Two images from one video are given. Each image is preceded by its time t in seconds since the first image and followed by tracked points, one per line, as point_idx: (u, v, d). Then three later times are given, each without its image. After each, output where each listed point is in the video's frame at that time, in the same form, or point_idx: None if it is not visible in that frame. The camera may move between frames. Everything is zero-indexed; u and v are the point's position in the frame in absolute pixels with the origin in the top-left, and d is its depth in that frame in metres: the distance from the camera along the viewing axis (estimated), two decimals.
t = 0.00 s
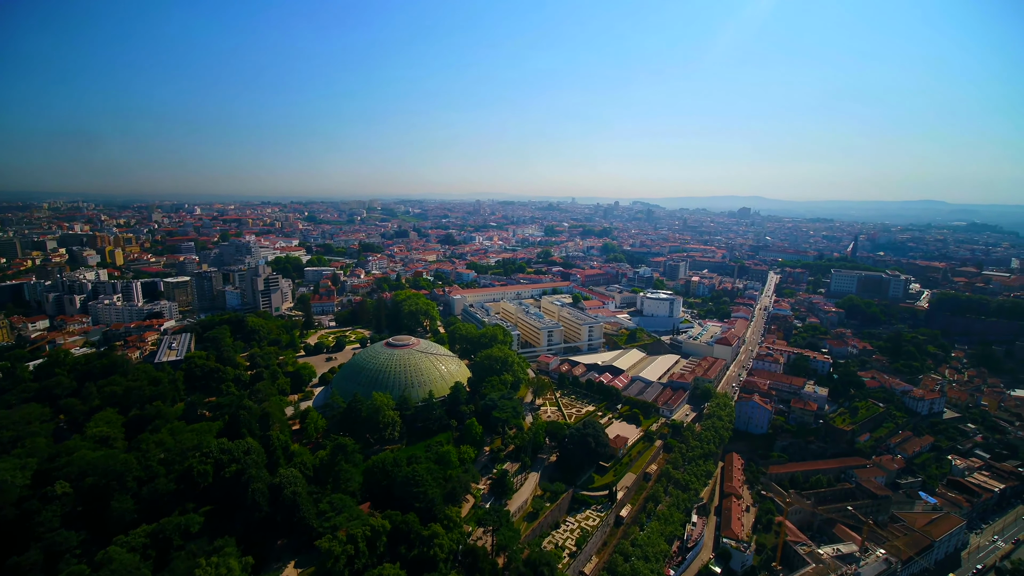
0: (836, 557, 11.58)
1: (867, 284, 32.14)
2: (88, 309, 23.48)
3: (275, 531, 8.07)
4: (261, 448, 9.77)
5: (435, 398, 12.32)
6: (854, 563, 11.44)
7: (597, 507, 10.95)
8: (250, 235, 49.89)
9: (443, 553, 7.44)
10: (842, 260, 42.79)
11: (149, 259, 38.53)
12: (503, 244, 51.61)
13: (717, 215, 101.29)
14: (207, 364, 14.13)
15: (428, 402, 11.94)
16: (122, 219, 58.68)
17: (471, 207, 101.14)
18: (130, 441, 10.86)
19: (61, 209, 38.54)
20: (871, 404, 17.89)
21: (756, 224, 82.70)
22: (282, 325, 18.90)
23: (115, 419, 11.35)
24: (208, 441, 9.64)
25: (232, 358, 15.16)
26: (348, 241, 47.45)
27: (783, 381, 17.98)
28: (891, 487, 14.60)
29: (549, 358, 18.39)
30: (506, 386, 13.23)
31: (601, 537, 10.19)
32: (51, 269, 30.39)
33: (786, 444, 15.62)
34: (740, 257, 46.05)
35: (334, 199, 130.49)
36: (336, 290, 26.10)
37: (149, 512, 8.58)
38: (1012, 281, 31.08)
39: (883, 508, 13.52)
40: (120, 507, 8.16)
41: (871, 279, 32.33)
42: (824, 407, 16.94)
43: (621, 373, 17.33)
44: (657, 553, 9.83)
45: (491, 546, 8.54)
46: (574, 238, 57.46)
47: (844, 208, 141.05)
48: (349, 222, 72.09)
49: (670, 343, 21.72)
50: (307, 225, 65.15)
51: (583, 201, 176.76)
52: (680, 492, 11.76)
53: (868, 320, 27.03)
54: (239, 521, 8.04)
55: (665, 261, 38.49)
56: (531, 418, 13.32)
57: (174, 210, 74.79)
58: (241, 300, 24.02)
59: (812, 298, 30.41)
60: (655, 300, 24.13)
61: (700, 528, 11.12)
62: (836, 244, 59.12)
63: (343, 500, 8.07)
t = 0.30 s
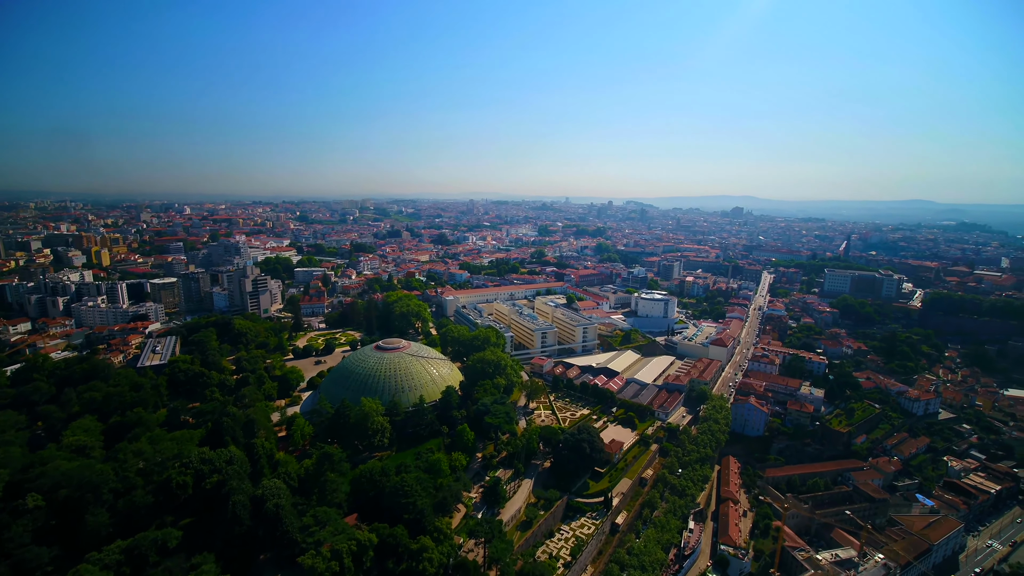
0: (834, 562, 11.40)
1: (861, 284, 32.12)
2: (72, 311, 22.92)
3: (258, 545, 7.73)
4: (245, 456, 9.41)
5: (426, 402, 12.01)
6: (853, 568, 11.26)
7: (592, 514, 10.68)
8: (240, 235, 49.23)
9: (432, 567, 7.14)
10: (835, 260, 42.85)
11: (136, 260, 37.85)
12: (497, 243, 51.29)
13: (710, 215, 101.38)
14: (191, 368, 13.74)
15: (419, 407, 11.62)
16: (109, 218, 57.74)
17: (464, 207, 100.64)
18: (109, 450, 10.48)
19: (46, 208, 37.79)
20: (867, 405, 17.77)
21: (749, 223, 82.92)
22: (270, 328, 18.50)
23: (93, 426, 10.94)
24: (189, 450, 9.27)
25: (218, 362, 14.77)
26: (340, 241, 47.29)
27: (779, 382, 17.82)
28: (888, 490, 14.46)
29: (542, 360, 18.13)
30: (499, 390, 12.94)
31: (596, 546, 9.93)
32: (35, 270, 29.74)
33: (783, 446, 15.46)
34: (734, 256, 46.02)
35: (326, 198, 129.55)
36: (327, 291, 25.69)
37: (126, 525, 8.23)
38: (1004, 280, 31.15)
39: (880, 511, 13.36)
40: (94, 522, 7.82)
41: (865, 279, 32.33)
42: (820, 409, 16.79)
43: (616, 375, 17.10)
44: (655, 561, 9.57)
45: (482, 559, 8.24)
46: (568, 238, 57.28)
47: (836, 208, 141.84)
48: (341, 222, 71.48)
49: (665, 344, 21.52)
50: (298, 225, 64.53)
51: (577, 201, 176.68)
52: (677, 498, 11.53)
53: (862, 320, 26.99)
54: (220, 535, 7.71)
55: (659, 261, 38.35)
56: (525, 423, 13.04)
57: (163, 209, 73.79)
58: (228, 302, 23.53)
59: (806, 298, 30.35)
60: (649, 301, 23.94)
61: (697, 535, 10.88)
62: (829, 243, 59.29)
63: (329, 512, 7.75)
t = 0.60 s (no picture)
0: (834, 569, 11.15)
1: (854, 284, 32.09)
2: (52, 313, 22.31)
3: (236, 562, 7.34)
4: (225, 468, 9.00)
5: (415, 408, 11.66)
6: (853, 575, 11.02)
7: (587, 523, 10.37)
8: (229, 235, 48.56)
9: None
10: (828, 259, 42.88)
11: (121, 260, 37.14)
12: (490, 244, 50.94)
13: (702, 214, 101.51)
14: (173, 374, 13.29)
15: (408, 413, 11.26)
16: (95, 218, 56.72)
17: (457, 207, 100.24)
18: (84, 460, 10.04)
19: (29, 208, 36.99)
20: (863, 406, 17.62)
21: (742, 223, 83.12)
22: (256, 331, 18.05)
23: (68, 435, 10.47)
24: (166, 461, 8.85)
25: (201, 367, 14.32)
26: (330, 241, 46.85)
27: (775, 384, 17.63)
28: (886, 493, 14.28)
29: (536, 363, 17.82)
30: (491, 395, 12.60)
31: (591, 556, 9.63)
32: (16, 271, 29.00)
33: (779, 450, 15.26)
34: (727, 256, 45.96)
35: (318, 198, 128.55)
36: (316, 293, 25.23)
37: (99, 541, 7.83)
38: (996, 280, 31.21)
39: (878, 515, 13.15)
40: (63, 538, 7.41)
41: (858, 278, 32.30)
42: (816, 411, 16.61)
43: (610, 378, 16.82)
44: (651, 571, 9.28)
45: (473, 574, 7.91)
46: (561, 238, 57.04)
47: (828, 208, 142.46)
48: (333, 221, 70.84)
49: (660, 346, 21.29)
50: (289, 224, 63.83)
51: (570, 200, 176.65)
52: (673, 505, 11.25)
53: (856, 320, 26.92)
54: (196, 553, 7.32)
55: (653, 261, 38.16)
56: (518, 429, 12.72)
57: (151, 209, 72.76)
58: (214, 304, 23.00)
59: (800, 298, 30.27)
60: (644, 302, 23.70)
61: (695, 543, 10.60)
62: (821, 243, 59.47)
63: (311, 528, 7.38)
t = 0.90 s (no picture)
0: None
1: (847, 284, 32.08)
2: (34, 316, 21.73)
3: None
4: (206, 479, 8.64)
5: (406, 415, 11.33)
6: None
7: (582, 532, 10.09)
8: (219, 235, 47.97)
9: None
10: (821, 260, 42.94)
11: (108, 262, 36.47)
12: (483, 244, 50.65)
13: (695, 214, 101.69)
14: (156, 380, 12.89)
15: (398, 420, 10.93)
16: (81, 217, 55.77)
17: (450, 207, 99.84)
18: (59, 471, 9.63)
19: (13, 208, 36.26)
20: (860, 408, 17.49)
21: (735, 223, 83.36)
22: (244, 335, 17.63)
23: (43, 445, 10.03)
24: (144, 472, 8.46)
25: (186, 371, 13.90)
26: (322, 241, 46.49)
27: (771, 386, 17.46)
28: (883, 497, 14.11)
29: (529, 365, 17.54)
30: (483, 400, 12.30)
31: (587, 568, 9.35)
32: None
33: (777, 453, 15.06)
34: (721, 257, 45.92)
35: (310, 198, 127.65)
36: (306, 294, 24.79)
37: (70, 558, 7.47)
38: (988, 280, 31.28)
39: (877, 521, 12.95)
40: (33, 556, 7.04)
41: (851, 279, 32.30)
42: (813, 413, 16.43)
43: (605, 381, 16.57)
44: None
45: None
46: (555, 238, 56.84)
47: (820, 209, 143.39)
48: (325, 221, 70.26)
49: (655, 347, 21.07)
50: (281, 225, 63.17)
51: (564, 201, 176.63)
52: (670, 513, 10.98)
53: (851, 320, 26.86)
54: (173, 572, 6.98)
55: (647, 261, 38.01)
56: (511, 435, 12.42)
57: (140, 208, 71.86)
58: (201, 306, 22.49)
59: (794, 299, 30.21)
60: (638, 303, 23.49)
61: (692, 552, 10.35)
62: (814, 243, 59.67)
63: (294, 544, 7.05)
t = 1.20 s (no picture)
0: None
1: (843, 285, 32.01)
2: (15, 319, 21.17)
3: None
4: (185, 492, 8.25)
5: (396, 422, 10.97)
6: None
7: (577, 543, 9.77)
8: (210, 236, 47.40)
9: None
10: (816, 260, 42.90)
11: (95, 263, 35.79)
12: (477, 244, 50.28)
13: (690, 214, 101.73)
14: (138, 386, 12.48)
15: (388, 428, 10.57)
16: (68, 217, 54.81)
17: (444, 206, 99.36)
18: (32, 483, 9.22)
19: None
20: (858, 411, 17.29)
21: (730, 223, 83.45)
22: (231, 338, 17.19)
23: (15, 456, 9.60)
24: (118, 485, 8.05)
25: (169, 376, 13.47)
26: (314, 241, 46.01)
27: (769, 389, 17.23)
28: (883, 502, 13.91)
29: (523, 368, 17.22)
30: (476, 407, 11.96)
31: None
32: None
33: (775, 458, 14.83)
34: (716, 257, 45.78)
35: (303, 198, 126.64)
36: (296, 296, 24.33)
37: None
38: (982, 280, 31.27)
39: (877, 527, 12.72)
40: None
41: (846, 279, 32.25)
42: (811, 417, 16.22)
43: (601, 385, 16.27)
44: None
45: None
46: (549, 238, 56.56)
47: (813, 209, 144.07)
48: (318, 221, 69.62)
49: (651, 350, 20.81)
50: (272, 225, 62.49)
51: (558, 200, 176.48)
52: (668, 521, 10.69)
53: (847, 321, 26.73)
54: None
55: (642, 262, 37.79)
56: (505, 442, 12.10)
57: (129, 208, 70.93)
58: (187, 308, 21.97)
59: (790, 299, 30.08)
60: (634, 304, 23.22)
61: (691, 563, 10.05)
62: (808, 243, 59.76)
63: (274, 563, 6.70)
